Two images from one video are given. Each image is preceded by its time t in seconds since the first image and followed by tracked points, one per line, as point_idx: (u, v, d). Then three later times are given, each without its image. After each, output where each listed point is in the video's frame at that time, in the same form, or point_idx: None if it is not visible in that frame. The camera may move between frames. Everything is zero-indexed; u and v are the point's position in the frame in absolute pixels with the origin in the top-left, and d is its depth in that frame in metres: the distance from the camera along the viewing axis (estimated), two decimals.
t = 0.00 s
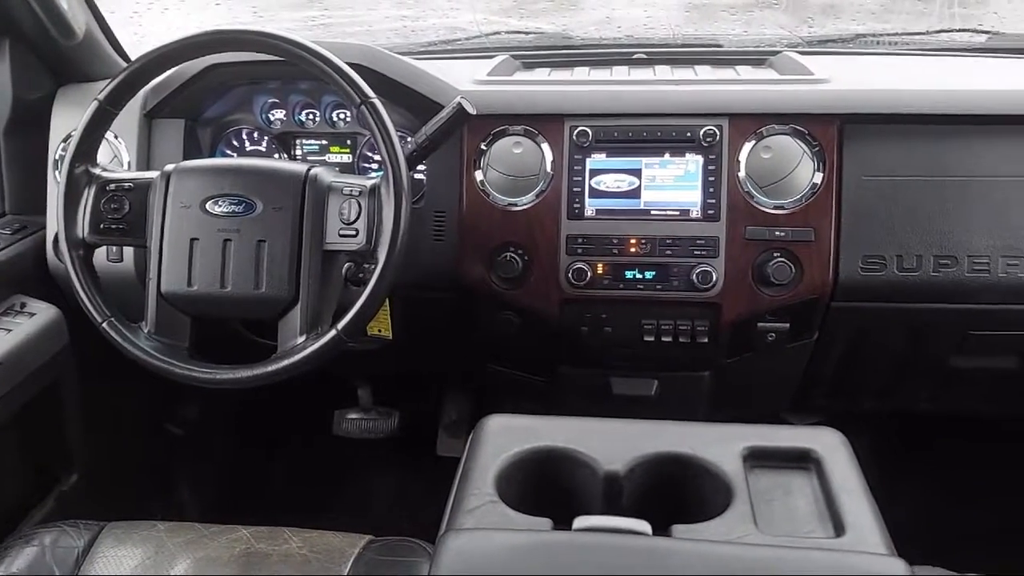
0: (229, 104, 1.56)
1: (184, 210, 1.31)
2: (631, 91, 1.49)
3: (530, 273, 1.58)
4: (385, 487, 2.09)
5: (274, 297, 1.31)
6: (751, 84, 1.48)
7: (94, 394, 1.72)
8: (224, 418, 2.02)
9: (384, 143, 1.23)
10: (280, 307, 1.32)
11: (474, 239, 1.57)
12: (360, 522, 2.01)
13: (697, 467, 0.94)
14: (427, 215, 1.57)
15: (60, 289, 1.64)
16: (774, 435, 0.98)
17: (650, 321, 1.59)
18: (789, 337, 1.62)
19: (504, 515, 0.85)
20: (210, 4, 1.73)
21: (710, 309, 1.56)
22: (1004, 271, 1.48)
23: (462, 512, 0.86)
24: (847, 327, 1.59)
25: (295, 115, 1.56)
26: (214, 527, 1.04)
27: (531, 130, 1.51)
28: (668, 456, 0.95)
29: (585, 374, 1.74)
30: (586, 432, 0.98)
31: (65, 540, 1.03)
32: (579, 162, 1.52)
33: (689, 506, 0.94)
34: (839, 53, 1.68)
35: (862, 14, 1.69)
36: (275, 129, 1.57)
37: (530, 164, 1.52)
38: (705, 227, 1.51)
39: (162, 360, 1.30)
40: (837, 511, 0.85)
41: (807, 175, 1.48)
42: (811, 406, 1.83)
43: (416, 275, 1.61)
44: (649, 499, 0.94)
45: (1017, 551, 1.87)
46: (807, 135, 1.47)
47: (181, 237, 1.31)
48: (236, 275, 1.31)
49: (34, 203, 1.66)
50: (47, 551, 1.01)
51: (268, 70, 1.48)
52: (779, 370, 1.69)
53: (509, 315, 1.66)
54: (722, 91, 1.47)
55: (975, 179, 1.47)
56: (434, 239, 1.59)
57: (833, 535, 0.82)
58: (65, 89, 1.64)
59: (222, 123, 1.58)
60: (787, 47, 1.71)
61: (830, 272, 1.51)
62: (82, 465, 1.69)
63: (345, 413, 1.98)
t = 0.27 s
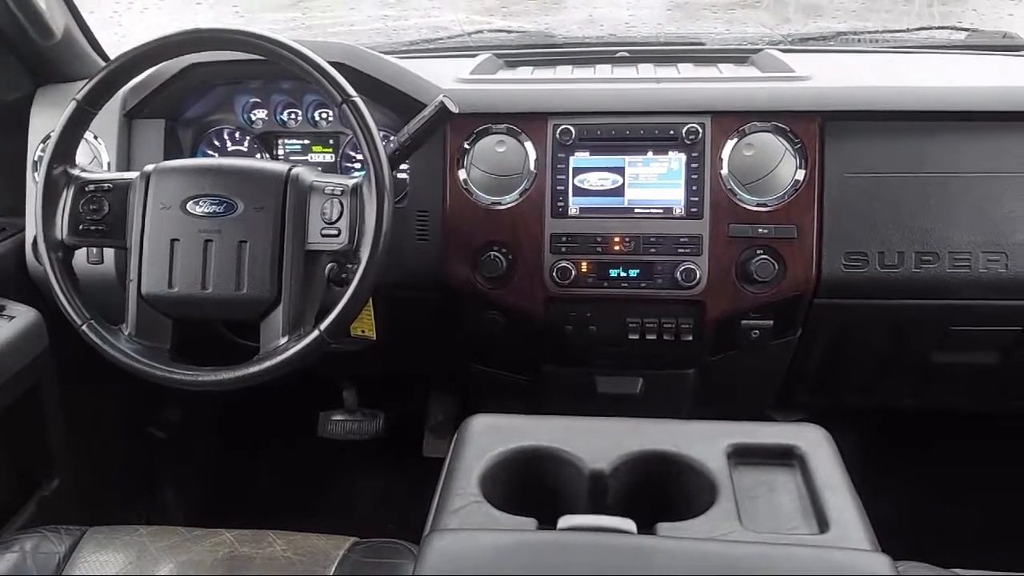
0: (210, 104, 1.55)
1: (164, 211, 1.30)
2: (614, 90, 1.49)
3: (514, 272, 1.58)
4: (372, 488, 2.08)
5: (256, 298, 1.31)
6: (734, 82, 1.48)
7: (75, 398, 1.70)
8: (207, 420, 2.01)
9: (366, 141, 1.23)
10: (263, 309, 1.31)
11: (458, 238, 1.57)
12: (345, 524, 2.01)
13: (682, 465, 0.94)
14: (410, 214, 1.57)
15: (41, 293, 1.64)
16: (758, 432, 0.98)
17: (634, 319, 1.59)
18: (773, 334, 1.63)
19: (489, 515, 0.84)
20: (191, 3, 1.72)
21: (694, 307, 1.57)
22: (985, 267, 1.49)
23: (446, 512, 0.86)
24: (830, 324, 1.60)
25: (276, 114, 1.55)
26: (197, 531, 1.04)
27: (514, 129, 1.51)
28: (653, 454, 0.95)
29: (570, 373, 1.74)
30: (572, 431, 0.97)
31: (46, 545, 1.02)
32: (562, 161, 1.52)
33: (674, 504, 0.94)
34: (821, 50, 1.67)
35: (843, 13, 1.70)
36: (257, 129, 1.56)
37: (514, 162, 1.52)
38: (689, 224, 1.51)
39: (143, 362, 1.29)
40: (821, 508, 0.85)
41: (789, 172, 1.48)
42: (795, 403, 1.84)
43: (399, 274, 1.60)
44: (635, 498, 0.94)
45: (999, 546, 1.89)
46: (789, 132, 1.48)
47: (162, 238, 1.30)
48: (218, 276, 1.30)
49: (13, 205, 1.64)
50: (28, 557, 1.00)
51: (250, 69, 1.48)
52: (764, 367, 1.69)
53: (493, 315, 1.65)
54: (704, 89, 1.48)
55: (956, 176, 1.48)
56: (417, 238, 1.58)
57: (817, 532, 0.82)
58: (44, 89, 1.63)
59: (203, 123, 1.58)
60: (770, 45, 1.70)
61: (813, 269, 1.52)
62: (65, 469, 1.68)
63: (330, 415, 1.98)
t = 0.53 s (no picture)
0: (196, 106, 1.55)
1: (150, 213, 1.29)
2: (602, 89, 1.49)
3: (503, 272, 1.58)
4: (363, 489, 2.08)
5: (243, 300, 1.30)
6: (721, 81, 1.49)
7: (62, 402, 1.70)
8: (196, 423, 2.00)
9: (353, 142, 1.22)
10: (250, 311, 1.31)
11: (447, 239, 1.56)
12: (335, 527, 2.01)
13: (672, 463, 0.94)
14: (398, 215, 1.56)
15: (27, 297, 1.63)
16: (747, 430, 0.98)
17: (624, 318, 1.59)
18: (762, 332, 1.63)
19: (480, 516, 0.84)
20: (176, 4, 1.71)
21: (683, 306, 1.57)
22: (971, 264, 1.50)
23: (436, 514, 0.85)
24: (818, 322, 1.61)
25: (263, 116, 1.54)
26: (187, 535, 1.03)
27: (502, 129, 1.51)
28: (643, 453, 0.94)
29: (560, 373, 1.74)
30: (561, 430, 0.97)
31: (33, 551, 1.01)
32: (550, 161, 1.52)
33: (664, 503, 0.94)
34: (806, 50, 1.68)
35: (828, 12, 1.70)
36: (244, 131, 1.56)
37: (502, 163, 1.52)
38: (677, 224, 1.51)
39: (129, 365, 1.29)
40: (810, 505, 0.85)
41: (776, 172, 1.49)
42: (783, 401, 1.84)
43: (388, 276, 1.60)
44: (625, 497, 0.94)
45: (987, 542, 1.90)
46: (775, 131, 1.48)
47: (148, 241, 1.29)
48: (205, 278, 1.30)
49: None
50: (15, 563, 0.99)
51: (236, 70, 1.47)
52: (753, 365, 1.69)
53: (482, 315, 1.65)
54: (691, 88, 1.48)
55: (941, 174, 1.48)
56: (406, 239, 1.58)
57: (807, 529, 0.82)
58: (28, 93, 1.61)
59: (189, 125, 1.57)
60: (755, 44, 1.71)
61: (801, 267, 1.52)
62: (53, 474, 1.67)
63: (320, 417, 1.95)
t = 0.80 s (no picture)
0: (183, 109, 1.54)
1: (137, 216, 1.28)
2: (590, 90, 1.49)
3: (493, 274, 1.58)
4: (353, 492, 2.08)
5: (231, 303, 1.30)
6: (708, 82, 1.49)
7: (50, 407, 1.69)
8: (185, 427, 2.00)
9: (341, 143, 1.22)
10: (239, 314, 1.31)
11: (436, 241, 1.56)
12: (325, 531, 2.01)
13: (662, 464, 0.94)
14: (387, 218, 1.56)
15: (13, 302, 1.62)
16: (737, 430, 0.98)
17: (614, 319, 1.59)
18: (751, 332, 1.63)
19: (470, 518, 0.84)
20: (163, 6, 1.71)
21: (673, 306, 1.57)
22: (958, 263, 1.50)
23: (426, 516, 0.85)
24: (806, 322, 1.61)
25: (251, 118, 1.54)
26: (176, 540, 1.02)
27: (491, 131, 1.51)
28: (633, 453, 0.94)
29: (550, 374, 1.74)
30: (552, 432, 0.97)
31: (21, 557, 1.01)
32: (539, 162, 1.52)
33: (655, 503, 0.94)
34: (793, 51, 1.68)
35: (814, 13, 1.71)
36: (231, 134, 1.55)
37: (491, 164, 1.52)
38: (666, 224, 1.51)
39: (116, 369, 1.28)
40: (800, 504, 0.85)
41: (764, 171, 1.49)
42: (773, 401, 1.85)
43: (378, 279, 1.59)
44: (616, 498, 0.94)
45: (976, 540, 1.91)
46: (763, 132, 1.48)
47: (135, 244, 1.29)
48: (193, 282, 1.29)
49: None
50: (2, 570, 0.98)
51: (223, 72, 1.47)
52: (742, 365, 1.70)
53: (472, 317, 1.65)
54: (679, 89, 1.48)
55: (928, 173, 1.49)
56: (395, 241, 1.57)
57: (797, 528, 0.82)
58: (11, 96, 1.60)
59: (176, 128, 1.56)
60: (742, 45, 1.72)
61: (789, 266, 1.53)
62: (40, 479, 1.66)
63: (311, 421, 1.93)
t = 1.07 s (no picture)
0: (166, 111, 1.53)
1: (120, 219, 1.28)
2: (573, 90, 1.49)
3: (479, 275, 1.57)
4: (340, 493, 2.07)
5: (215, 306, 1.29)
6: (692, 82, 1.49)
7: (29, 412, 1.68)
8: (170, 430, 1.99)
9: (325, 144, 1.22)
10: (223, 316, 1.30)
11: (421, 241, 1.56)
12: (311, 533, 2.01)
13: (648, 463, 0.94)
14: (372, 219, 1.56)
15: None
16: (722, 429, 0.98)
17: (599, 319, 1.59)
18: (736, 330, 1.64)
19: (456, 519, 0.84)
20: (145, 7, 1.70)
21: (658, 305, 1.57)
22: (941, 260, 1.51)
23: (412, 518, 0.85)
24: (790, 321, 1.62)
25: (234, 120, 1.53)
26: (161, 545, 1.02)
27: (475, 131, 1.51)
28: (620, 453, 0.95)
29: (536, 374, 1.74)
30: (537, 432, 0.97)
31: (4, 563, 1.00)
32: (524, 162, 1.52)
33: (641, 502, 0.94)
34: (775, 50, 1.70)
35: (798, 12, 1.72)
36: (214, 135, 1.54)
37: (475, 164, 1.52)
38: (651, 224, 1.52)
39: (99, 373, 1.27)
40: (786, 502, 0.86)
41: (748, 171, 1.50)
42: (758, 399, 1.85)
43: (363, 280, 1.59)
44: (602, 497, 0.94)
45: (960, 536, 1.92)
46: (747, 131, 1.49)
47: (118, 247, 1.28)
48: (177, 284, 1.29)
49: None
50: None
51: (206, 73, 1.46)
52: (727, 364, 1.70)
53: (458, 318, 1.65)
54: (663, 89, 1.49)
55: (910, 171, 1.50)
56: (380, 243, 1.57)
57: (782, 526, 0.83)
58: None
59: (159, 130, 1.55)
60: (725, 44, 1.72)
61: (773, 265, 1.53)
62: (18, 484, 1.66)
63: (296, 423, 1.93)
